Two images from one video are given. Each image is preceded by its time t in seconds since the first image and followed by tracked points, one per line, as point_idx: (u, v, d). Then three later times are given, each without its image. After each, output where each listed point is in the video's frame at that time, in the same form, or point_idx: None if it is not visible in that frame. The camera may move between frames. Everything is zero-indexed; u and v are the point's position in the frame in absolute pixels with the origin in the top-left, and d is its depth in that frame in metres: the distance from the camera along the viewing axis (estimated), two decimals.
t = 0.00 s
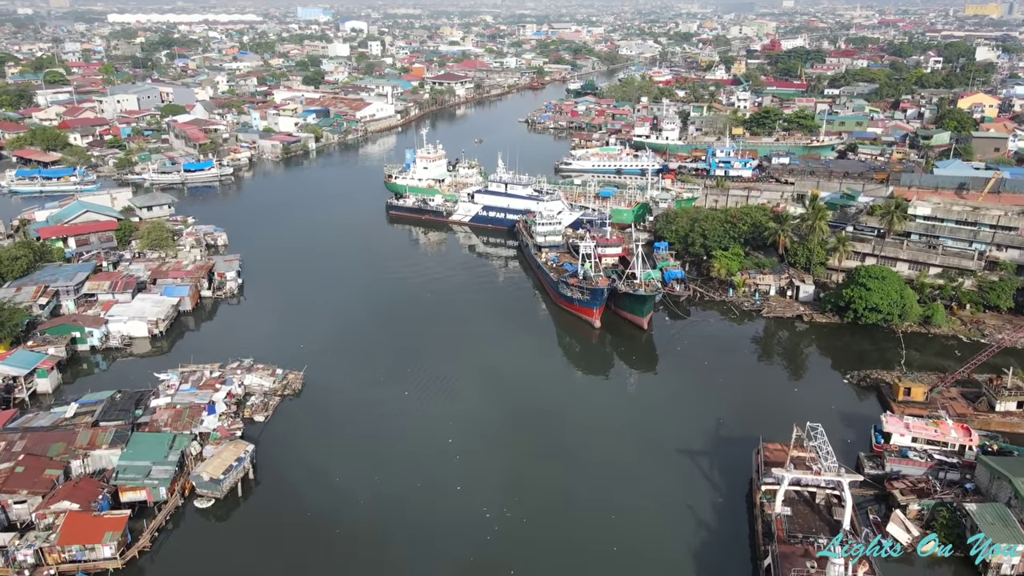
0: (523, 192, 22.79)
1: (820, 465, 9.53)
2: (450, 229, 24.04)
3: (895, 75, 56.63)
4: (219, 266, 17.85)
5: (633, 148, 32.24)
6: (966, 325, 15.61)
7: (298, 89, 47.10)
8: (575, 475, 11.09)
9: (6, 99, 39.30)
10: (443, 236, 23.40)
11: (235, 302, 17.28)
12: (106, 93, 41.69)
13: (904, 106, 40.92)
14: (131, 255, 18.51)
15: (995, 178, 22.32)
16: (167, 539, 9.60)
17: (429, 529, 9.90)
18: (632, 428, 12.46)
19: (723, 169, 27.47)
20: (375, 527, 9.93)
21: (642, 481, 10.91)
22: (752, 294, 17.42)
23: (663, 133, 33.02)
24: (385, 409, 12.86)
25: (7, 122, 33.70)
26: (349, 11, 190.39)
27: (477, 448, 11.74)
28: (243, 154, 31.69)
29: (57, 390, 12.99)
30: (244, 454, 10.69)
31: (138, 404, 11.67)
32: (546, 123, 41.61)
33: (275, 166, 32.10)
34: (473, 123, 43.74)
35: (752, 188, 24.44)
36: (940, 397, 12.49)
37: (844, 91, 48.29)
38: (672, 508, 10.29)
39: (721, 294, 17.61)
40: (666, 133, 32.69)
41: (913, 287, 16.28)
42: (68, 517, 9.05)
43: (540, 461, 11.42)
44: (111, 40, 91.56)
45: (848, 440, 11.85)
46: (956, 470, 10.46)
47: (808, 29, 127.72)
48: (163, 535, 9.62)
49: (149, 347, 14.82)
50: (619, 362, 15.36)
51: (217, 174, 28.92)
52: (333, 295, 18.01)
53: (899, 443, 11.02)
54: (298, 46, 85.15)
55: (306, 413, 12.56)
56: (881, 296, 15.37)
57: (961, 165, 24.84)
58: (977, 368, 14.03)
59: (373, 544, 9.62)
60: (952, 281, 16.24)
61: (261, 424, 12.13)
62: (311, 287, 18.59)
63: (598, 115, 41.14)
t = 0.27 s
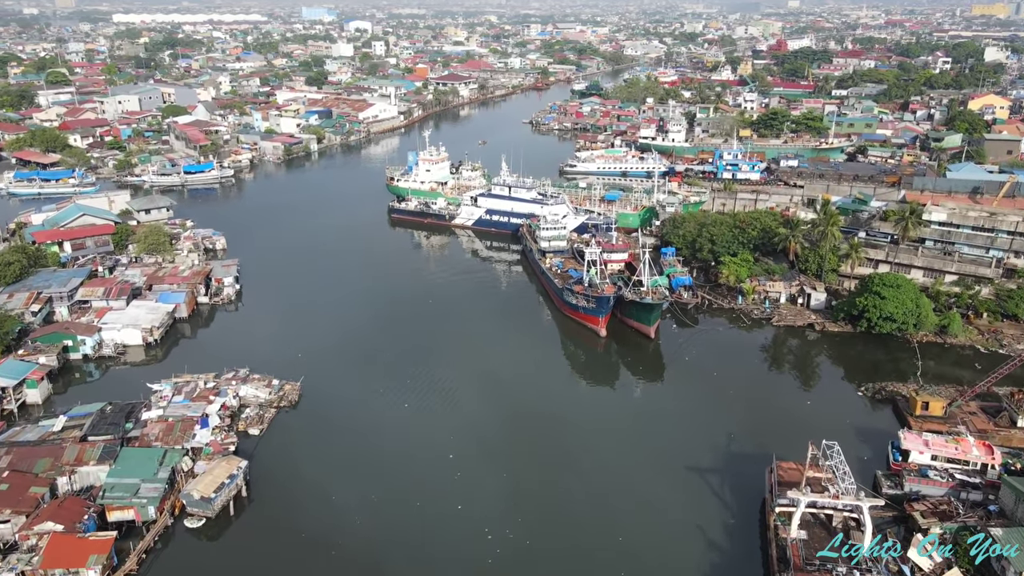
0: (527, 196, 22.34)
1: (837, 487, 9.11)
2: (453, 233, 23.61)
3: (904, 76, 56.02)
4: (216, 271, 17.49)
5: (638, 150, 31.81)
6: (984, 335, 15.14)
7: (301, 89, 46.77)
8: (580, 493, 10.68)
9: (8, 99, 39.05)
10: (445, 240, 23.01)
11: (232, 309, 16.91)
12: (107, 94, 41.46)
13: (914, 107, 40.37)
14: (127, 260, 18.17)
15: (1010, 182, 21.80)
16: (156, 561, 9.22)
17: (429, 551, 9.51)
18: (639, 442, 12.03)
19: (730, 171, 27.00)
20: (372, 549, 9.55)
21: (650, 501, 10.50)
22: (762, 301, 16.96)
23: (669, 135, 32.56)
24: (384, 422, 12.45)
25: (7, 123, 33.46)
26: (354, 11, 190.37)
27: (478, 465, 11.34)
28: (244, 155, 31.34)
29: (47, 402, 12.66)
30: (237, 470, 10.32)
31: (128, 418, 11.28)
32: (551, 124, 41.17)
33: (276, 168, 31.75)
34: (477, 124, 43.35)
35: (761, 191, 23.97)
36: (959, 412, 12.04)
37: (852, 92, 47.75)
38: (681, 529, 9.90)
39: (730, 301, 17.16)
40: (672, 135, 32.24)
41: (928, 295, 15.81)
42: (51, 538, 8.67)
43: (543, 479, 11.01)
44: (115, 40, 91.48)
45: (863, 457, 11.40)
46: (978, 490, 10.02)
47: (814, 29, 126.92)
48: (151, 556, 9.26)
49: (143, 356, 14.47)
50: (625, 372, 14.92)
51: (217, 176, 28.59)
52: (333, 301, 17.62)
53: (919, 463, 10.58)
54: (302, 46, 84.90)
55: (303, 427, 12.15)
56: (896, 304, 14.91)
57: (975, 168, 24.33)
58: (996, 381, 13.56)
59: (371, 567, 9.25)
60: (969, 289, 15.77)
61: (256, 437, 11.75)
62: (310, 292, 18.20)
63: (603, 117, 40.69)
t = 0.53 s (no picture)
0: (532, 199, 21.88)
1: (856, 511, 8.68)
2: (456, 237, 23.20)
3: (913, 77, 55.39)
4: (214, 277, 17.12)
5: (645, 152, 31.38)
6: (1003, 345, 14.66)
7: (304, 90, 46.47)
8: (587, 514, 10.23)
9: (9, 100, 38.81)
10: (448, 244, 22.61)
11: (230, 315, 16.54)
12: (109, 95, 41.18)
13: (924, 108, 39.82)
14: (124, 265, 17.83)
15: None
16: None
17: None
18: (647, 460, 11.57)
19: (739, 174, 26.52)
20: (369, 574, 9.12)
21: (660, 524, 10.06)
22: (773, 310, 16.49)
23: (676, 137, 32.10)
24: (383, 436, 12.02)
25: (8, 124, 33.20)
26: (359, 11, 190.27)
27: (481, 483, 10.90)
28: (245, 157, 31.00)
29: (37, 413, 12.31)
30: (230, 488, 9.94)
31: (119, 432, 10.90)
32: (556, 125, 40.74)
33: (278, 170, 31.41)
34: (481, 125, 42.97)
35: (770, 195, 23.52)
36: (980, 428, 11.64)
37: (860, 93, 47.20)
38: (692, 552, 9.50)
39: (740, 308, 16.70)
40: (679, 137, 31.78)
41: (945, 304, 15.33)
42: (34, 562, 8.29)
43: (549, 499, 10.57)
44: (120, 40, 91.45)
45: (881, 476, 10.97)
46: (1003, 513, 9.61)
47: (821, 29, 126.14)
48: None
49: (138, 364, 14.11)
50: (631, 383, 14.49)
51: (218, 178, 28.26)
52: (332, 306, 17.23)
53: (941, 483, 10.17)
54: (306, 46, 84.67)
55: (299, 441, 11.75)
56: (912, 314, 14.45)
57: (989, 172, 23.82)
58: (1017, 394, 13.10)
59: None
60: (987, 297, 15.29)
61: (250, 452, 11.36)
62: (310, 298, 17.80)
63: (609, 118, 40.27)
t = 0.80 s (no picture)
0: (537, 203, 21.45)
1: (879, 538, 8.25)
2: (459, 241, 22.78)
3: (923, 78, 54.74)
4: (212, 282, 16.76)
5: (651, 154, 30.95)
6: None
7: (308, 90, 46.19)
8: (592, 536, 9.92)
9: (12, 100, 38.61)
10: (452, 248, 22.23)
11: (228, 322, 16.17)
12: (112, 96, 40.93)
13: (935, 109, 39.23)
14: (121, 270, 17.48)
15: None
16: None
17: None
18: (655, 476, 11.20)
19: (747, 177, 26.04)
20: None
21: (668, 549, 9.71)
22: (785, 318, 16.03)
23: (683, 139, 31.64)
24: (382, 451, 11.69)
25: (9, 125, 32.98)
26: (364, 11, 190.38)
27: (482, 504, 10.57)
28: (247, 159, 30.68)
29: (27, 424, 11.97)
30: (223, 507, 9.57)
31: (109, 447, 10.54)
32: (561, 126, 40.32)
33: (280, 172, 31.08)
34: (486, 126, 42.62)
35: (779, 199, 23.06)
36: (1002, 444, 11.20)
37: (870, 94, 46.63)
38: None
39: (751, 316, 16.23)
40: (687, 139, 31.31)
41: (964, 313, 14.84)
42: None
43: (552, 521, 10.24)
44: (125, 40, 91.55)
45: (900, 496, 10.55)
46: None
47: (828, 29, 125.41)
48: None
49: (132, 374, 13.75)
50: (639, 394, 14.04)
51: (219, 180, 27.93)
52: (333, 312, 16.87)
53: (963, 504, 9.77)
54: (311, 47, 84.48)
55: (296, 455, 11.39)
56: (930, 324, 13.97)
57: (1005, 175, 23.29)
58: None
59: None
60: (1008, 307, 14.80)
61: (245, 467, 11.00)
62: (310, 304, 17.45)
63: (615, 119, 39.84)
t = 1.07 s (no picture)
0: (542, 207, 21.00)
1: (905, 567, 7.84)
2: (463, 246, 22.36)
3: (934, 78, 54.09)
4: (210, 289, 16.40)
5: (659, 157, 30.50)
6: None
7: (312, 91, 45.86)
8: (596, 553, 9.59)
9: (15, 101, 38.41)
10: (456, 253, 21.83)
11: (226, 329, 15.81)
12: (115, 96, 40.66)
13: (946, 111, 38.62)
14: (119, 276, 17.16)
15: None
16: None
17: None
18: (665, 495, 10.77)
19: (757, 180, 25.55)
20: None
21: (682, 573, 9.27)
22: (797, 327, 15.56)
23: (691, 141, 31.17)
24: (381, 466, 11.29)
25: (11, 126, 32.73)
26: (370, 11, 190.28)
27: (486, 523, 10.14)
28: (249, 160, 30.34)
29: (16, 437, 11.61)
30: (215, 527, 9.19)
31: (98, 463, 10.16)
32: (567, 128, 39.86)
33: (283, 173, 30.74)
34: (491, 127, 42.22)
35: (790, 203, 22.57)
36: None
37: (880, 95, 46.04)
38: None
39: (762, 326, 15.76)
40: (694, 140, 30.85)
41: (983, 324, 14.36)
42: None
43: (559, 542, 9.81)
44: (131, 40, 91.53)
45: (920, 518, 10.10)
46: None
47: (835, 29, 124.56)
48: None
49: (126, 383, 13.39)
50: (648, 407, 13.60)
51: (221, 182, 27.62)
52: (333, 321, 16.50)
53: (987, 526, 9.34)
54: (316, 47, 84.25)
55: (291, 471, 11.00)
56: (949, 335, 13.49)
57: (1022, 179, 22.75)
58: None
59: None
60: None
61: (240, 483, 10.62)
62: (310, 311, 17.08)
63: (621, 121, 39.38)
